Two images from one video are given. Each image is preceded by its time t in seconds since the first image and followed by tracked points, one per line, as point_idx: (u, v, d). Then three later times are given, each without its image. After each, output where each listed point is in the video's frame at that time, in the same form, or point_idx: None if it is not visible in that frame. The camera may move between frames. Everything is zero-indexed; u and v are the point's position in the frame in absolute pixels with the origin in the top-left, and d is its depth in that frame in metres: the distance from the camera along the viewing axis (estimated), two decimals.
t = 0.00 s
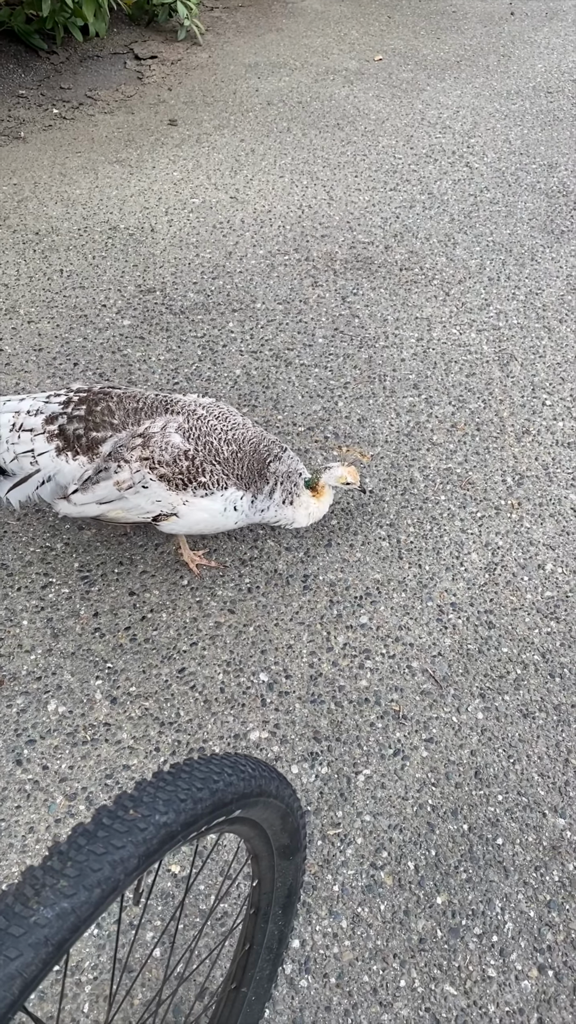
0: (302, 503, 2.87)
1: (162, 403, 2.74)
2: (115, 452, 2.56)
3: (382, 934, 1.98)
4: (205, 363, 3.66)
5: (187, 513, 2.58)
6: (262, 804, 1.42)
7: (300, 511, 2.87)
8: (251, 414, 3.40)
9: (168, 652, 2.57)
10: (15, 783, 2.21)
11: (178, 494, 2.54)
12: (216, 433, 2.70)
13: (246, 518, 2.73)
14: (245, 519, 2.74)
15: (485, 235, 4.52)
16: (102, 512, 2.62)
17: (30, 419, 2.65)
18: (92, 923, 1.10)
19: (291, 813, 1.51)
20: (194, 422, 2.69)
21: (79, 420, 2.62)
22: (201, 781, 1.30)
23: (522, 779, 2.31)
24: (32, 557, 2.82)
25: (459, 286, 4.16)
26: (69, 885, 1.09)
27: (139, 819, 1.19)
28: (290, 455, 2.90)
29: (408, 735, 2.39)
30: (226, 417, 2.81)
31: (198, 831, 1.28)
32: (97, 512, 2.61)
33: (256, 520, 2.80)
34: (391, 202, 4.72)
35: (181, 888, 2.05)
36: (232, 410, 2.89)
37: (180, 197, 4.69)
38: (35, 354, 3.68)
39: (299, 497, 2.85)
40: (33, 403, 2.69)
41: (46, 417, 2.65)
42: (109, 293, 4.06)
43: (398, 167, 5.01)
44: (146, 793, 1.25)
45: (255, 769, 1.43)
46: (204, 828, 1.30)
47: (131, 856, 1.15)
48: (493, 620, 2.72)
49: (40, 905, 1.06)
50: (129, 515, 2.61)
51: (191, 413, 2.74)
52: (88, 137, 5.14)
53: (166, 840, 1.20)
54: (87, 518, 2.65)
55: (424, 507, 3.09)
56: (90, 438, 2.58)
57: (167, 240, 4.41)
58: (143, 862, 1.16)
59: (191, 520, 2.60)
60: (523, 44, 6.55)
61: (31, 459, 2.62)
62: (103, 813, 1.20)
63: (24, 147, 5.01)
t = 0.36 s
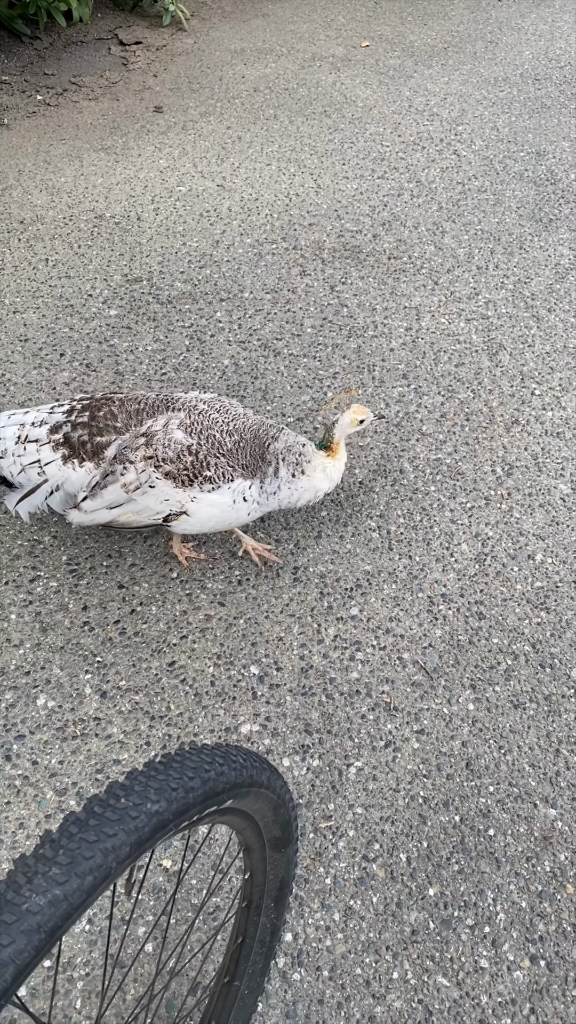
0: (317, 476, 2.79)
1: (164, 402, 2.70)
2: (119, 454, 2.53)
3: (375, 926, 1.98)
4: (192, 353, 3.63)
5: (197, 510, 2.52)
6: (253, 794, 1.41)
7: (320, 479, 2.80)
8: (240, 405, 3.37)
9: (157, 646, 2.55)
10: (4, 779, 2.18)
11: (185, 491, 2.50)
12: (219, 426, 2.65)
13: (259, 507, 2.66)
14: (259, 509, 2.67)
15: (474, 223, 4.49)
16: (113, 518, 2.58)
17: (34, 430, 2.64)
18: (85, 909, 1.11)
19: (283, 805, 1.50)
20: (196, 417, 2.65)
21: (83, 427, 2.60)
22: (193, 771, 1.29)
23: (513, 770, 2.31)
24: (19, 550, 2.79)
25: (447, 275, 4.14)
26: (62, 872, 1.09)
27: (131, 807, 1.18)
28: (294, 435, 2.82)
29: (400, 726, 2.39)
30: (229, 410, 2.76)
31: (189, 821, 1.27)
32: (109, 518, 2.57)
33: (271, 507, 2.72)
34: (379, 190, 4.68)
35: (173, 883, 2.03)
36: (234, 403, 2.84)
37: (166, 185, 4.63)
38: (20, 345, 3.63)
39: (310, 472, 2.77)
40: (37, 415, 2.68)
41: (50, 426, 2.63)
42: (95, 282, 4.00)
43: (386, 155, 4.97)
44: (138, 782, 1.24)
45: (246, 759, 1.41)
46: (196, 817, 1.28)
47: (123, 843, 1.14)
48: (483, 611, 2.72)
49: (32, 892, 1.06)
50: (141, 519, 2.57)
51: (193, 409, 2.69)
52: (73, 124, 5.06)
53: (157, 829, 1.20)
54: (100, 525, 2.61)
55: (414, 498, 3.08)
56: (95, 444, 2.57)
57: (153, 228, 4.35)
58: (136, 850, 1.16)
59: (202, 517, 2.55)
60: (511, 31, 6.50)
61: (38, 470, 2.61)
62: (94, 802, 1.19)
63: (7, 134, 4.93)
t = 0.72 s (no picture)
0: (349, 464, 2.79)
1: (197, 399, 2.68)
2: (153, 451, 2.51)
3: (371, 919, 1.98)
4: (184, 345, 3.60)
5: (231, 508, 2.53)
6: (252, 781, 1.42)
7: (354, 465, 2.80)
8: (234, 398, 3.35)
9: (151, 639, 2.53)
10: None
11: (219, 490, 2.49)
12: (253, 425, 2.65)
13: (295, 504, 2.67)
14: (294, 506, 2.68)
15: (466, 215, 4.47)
16: (143, 516, 2.55)
17: (63, 424, 2.57)
18: (87, 885, 1.12)
19: (279, 793, 1.51)
20: (230, 416, 2.64)
21: (114, 423, 2.56)
22: (191, 754, 1.30)
23: (508, 762, 2.31)
24: (12, 544, 2.76)
25: (440, 266, 4.12)
26: (64, 847, 1.10)
27: (132, 785, 1.20)
28: (320, 427, 2.84)
29: (395, 719, 2.38)
30: (261, 408, 2.76)
31: (188, 803, 1.28)
32: (138, 515, 2.54)
33: (308, 503, 2.73)
34: (372, 181, 4.65)
35: (168, 878, 2.02)
36: (263, 400, 2.83)
37: (157, 175, 4.59)
38: (11, 336, 3.59)
39: (342, 461, 2.78)
40: (65, 409, 2.61)
41: (80, 421, 2.57)
42: (86, 273, 3.96)
43: (379, 145, 4.94)
44: (139, 762, 1.25)
45: (244, 744, 1.42)
46: (196, 798, 1.30)
47: (124, 820, 1.16)
48: (477, 604, 2.71)
49: (36, 865, 1.08)
50: (173, 517, 2.54)
51: (226, 407, 2.68)
52: (63, 114, 5.00)
53: (158, 807, 1.21)
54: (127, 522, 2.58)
55: (408, 491, 3.07)
56: (127, 441, 2.53)
57: (145, 219, 4.31)
58: (136, 827, 1.17)
59: (236, 516, 2.55)
60: (503, 21, 6.47)
61: (66, 464, 2.54)
62: (96, 780, 1.21)
63: None
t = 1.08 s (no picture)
0: (353, 450, 2.73)
1: (207, 393, 2.67)
2: (163, 446, 2.50)
3: (363, 910, 1.99)
4: (176, 338, 3.59)
5: (241, 502, 2.53)
6: (243, 761, 1.41)
7: (357, 450, 2.73)
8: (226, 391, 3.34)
9: (143, 633, 2.52)
10: None
11: (230, 485, 2.49)
12: (263, 419, 2.64)
13: (306, 497, 2.68)
14: (305, 499, 2.68)
15: (458, 208, 4.46)
16: (154, 511, 2.56)
17: (71, 420, 2.56)
18: (87, 843, 1.13)
19: (271, 776, 1.50)
20: (240, 409, 2.63)
21: (124, 418, 2.55)
22: (186, 726, 1.30)
23: (499, 754, 2.32)
24: (4, 538, 2.75)
25: (432, 260, 4.12)
26: (64, 806, 1.11)
27: (128, 752, 1.20)
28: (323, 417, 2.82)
29: (386, 712, 2.39)
30: (270, 401, 2.74)
31: (183, 774, 1.28)
32: (150, 510, 2.54)
33: (318, 495, 2.73)
34: (364, 174, 4.64)
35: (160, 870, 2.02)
36: (271, 392, 2.81)
37: (149, 168, 4.56)
38: (2, 330, 3.57)
39: (345, 448, 2.72)
40: (74, 405, 2.60)
41: (88, 417, 2.56)
42: (78, 266, 3.94)
43: (371, 139, 4.93)
44: (135, 731, 1.26)
45: (236, 723, 1.41)
46: (190, 769, 1.29)
47: (121, 783, 1.16)
48: (469, 596, 2.72)
49: (36, 822, 1.08)
50: (184, 512, 2.54)
51: (237, 401, 2.67)
52: (53, 107, 4.96)
53: (153, 774, 1.21)
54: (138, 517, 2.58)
55: (400, 484, 3.08)
56: (137, 436, 2.52)
57: (137, 212, 4.28)
58: (133, 792, 1.18)
59: (247, 510, 2.56)
60: (495, 14, 6.45)
61: (76, 461, 2.53)
62: (93, 746, 1.21)
63: None
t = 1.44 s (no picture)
0: (344, 447, 2.75)
1: (202, 388, 2.67)
2: (157, 439, 2.49)
3: (353, 904, 2.00)
4: (169, 334, 3.58)
5: (234, 498, 2.53)
6: (236, 745, 1.42)
7: (348, 448, 2.75)
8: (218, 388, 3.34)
9: (136, 628, 2.53)
10: None
11: (223, 480, 2.50)
12: (258, 415, 2.65)
13: (298, 494, 2.69)
14: (297, 495, 2.69)
15: (451, 205, 4.47)
16: (145, 505, 2.55)
17: (65, 413, 2.56)
18: (85, 812, 1.14)
19: (263, 764, 1.50)
20: (235, 405, 2.63)
21: (118, 410, 2.54)
22: (181, 705, 1.31)
23: (489, 749, 2.33)
24: None
25: (425, 257, 4.12)
26: (63, 773, 1.12)
27: (125, 726, 1.22)
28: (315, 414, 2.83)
29: (377, 707, 2.40)
30: (264, 397, 2.75)
31: (178, 752, 1.29)
32: (141, 504, 2.53)
33: (310, 491, 2.75)
34: (357, 171, 4.64)
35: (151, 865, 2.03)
36: (266, 389, 2.82)
37: (142, 164, 4.55)
38: None
39: (337, 444, 2.73)
40: (68, 398, 2.60)
41: (82, 409, 2.56)
42: (70, 263, 3.93)
43: (364, 135, 4.93)
44: (131, 707, 1.27)
45: (229, 707, 1.42)
46: (185, 747, 1.30)
47: (119, 755, 1.18)
48: (460, 592, 2.73)
49: (37, 787, 1.10)
50: (175, 506, 2.54)
51: (231, 397, 2.68)
52: (46, 102, 4.94)
53: (150, 748, 1.22)
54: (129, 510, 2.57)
55: (391, 481, 3.08)
56: (131, 428, 2.51)
57: (130, 208, 4.27)
58: (130, 764, 1.19)
59: (240, 506, 2.56)
60: (489, 12, 6.45)
61: (69, 453, 2.52)
62: (91, 720, 1.23)
63: None
